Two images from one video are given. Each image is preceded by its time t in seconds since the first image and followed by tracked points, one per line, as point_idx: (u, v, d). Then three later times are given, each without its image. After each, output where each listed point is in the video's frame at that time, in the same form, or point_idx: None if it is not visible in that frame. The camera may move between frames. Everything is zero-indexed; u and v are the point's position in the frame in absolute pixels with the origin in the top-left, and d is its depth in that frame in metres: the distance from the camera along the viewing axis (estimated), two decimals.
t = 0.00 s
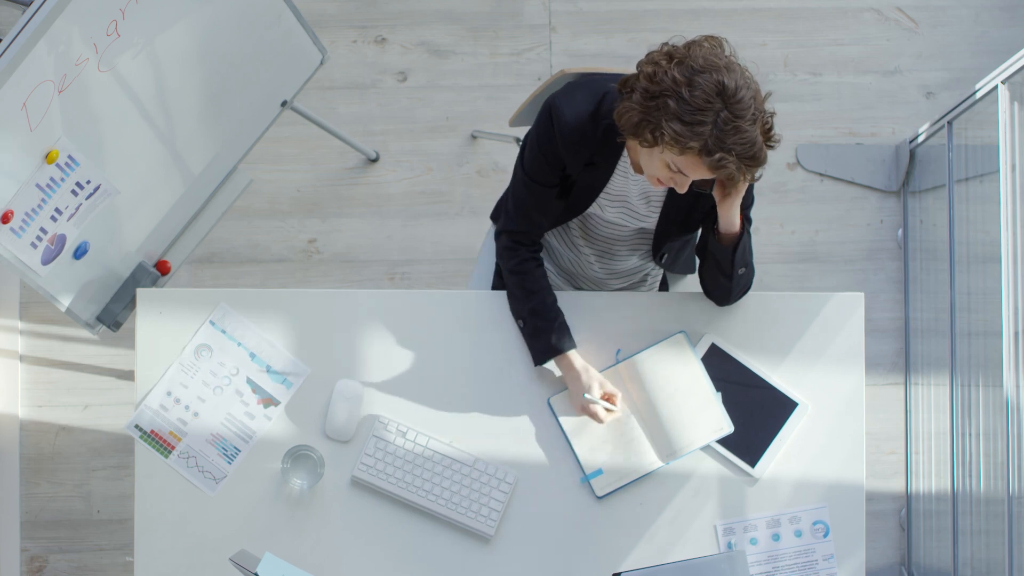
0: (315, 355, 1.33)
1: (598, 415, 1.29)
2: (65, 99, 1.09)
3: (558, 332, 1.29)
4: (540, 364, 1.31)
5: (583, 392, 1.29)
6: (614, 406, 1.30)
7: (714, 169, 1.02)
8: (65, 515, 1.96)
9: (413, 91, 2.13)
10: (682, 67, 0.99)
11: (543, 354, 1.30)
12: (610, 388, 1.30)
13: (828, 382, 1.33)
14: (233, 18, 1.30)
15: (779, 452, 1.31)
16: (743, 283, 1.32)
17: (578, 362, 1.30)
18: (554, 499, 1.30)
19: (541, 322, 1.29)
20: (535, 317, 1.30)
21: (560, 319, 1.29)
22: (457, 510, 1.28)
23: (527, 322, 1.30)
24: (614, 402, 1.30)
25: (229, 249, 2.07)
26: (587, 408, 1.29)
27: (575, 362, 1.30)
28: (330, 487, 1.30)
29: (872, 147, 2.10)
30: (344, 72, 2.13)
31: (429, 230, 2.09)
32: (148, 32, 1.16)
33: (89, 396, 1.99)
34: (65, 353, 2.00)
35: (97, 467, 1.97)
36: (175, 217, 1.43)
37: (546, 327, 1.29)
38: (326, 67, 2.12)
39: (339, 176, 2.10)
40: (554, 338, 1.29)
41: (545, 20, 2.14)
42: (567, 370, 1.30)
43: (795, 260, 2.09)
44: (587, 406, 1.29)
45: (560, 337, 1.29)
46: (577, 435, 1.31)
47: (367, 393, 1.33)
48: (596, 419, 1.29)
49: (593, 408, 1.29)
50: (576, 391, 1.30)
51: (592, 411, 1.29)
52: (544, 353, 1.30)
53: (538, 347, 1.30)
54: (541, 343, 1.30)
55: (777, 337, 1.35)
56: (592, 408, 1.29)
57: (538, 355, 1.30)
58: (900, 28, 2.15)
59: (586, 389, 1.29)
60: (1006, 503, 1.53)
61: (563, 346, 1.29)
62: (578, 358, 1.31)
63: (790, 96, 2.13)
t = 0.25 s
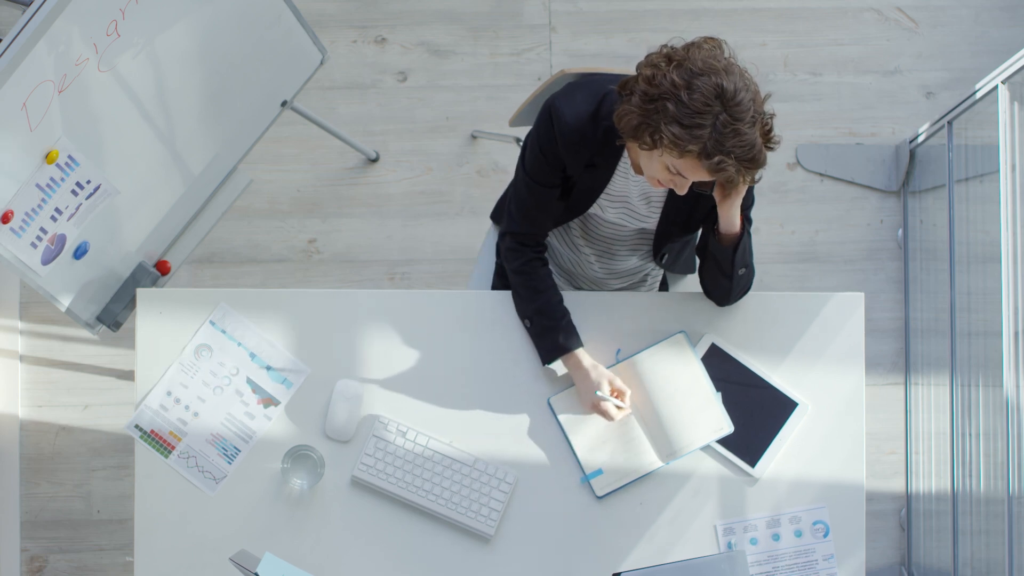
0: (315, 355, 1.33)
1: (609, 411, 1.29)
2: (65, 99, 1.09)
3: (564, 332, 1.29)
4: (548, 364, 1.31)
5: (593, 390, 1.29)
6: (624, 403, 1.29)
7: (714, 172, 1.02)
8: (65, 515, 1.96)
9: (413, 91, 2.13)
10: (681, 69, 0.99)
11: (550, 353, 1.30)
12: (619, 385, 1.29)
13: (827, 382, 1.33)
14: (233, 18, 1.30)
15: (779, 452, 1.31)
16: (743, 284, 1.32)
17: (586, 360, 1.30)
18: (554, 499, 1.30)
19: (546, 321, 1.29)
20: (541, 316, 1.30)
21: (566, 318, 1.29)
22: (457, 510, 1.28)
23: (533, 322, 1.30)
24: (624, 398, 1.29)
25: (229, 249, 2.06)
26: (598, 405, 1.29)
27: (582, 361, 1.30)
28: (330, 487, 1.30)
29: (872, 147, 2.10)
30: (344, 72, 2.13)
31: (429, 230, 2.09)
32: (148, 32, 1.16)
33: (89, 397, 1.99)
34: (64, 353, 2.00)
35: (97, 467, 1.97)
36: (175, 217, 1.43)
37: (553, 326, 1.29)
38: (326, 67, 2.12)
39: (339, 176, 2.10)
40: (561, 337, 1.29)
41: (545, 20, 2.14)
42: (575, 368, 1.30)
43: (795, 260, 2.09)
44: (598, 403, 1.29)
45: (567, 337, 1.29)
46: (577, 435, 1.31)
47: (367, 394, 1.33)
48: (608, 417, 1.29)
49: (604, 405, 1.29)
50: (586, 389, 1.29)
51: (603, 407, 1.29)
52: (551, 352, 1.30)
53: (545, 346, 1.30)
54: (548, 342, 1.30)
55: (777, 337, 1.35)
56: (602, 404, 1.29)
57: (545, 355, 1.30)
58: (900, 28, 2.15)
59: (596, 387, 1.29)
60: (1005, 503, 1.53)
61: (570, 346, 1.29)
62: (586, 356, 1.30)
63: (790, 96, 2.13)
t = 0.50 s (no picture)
0: (316, 355, 1.33)
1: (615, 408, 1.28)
2: (65, 99, 1.09)
3: (567, 332, 1.29)
4: (551, 363, 1.31)
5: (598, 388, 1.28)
6: (629, 398, 1.28)
7: (715, 172, 1.02)
8: (65, 515, 1.96)
9: (413, 91, 2.13)
10: (681, 70, 0.99)
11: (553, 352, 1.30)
12: (624, 381, 1.29)
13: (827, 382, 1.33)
14: (233, 18, 1.30)
15: (779, 452, 1.31)
16: (744, 284, 1.32)
17: (588, 359, 1.30)
18: (554, 499, 1.30)
19: (548, 322, 1.29)
20: (544, 316, 1.30)
21: (569, 318, 1.29)
22: (457, 510, 1.28)
23: (535, 322, 1.31)
24: (630, 395, 1.29)
25: (229, 249, 2.06)
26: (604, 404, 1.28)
27: (586, 359, 1.30)
28: (330, 487, 1.30)
29: (872, 147, 2.10)
30: (344, 72, 2.13)
31: (429, 230, 2.09)
32: (148, 32, 1.16)
33: (89, 397, 1.99)
34: (65, 353, 2.00)
35: (97, 467, 1.97)
36: (175, 217, 1.43)
37: (556, 326, 1.29)
38: (326, 67, 2.12)
39: (339, 176, 2.10)
40: (564, 337, 1.29)
41: (545, 20, 2.14)
42: (579, 367, 1.30)
43: (795, 260, 2.09)
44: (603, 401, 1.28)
45: (570, 336, 1.29)
46: (577, 435, 1.31)
47: (367, 394, 1.33)
48: (613, 414, 1.28)
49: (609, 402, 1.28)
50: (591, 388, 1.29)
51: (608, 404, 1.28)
52: (554, 352, 1.30)
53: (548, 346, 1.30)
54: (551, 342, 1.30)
55: (777, 337, 1.35)
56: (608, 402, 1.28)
57: (549, 355, 1.30)
58: (900, 28, 2.15)
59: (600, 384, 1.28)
60: (1006, 503, 1.53)
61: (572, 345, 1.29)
62: (588, 355, 1.30)
63: (790, 96, 2.13)
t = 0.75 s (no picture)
0: (316, 355, 1.33)
1: (611, 411, 1.28)
2: (65, 99, 1.09)
3: (566, 332, 1.29)
4: (549, 363, 1.31)
5: (594, 391, 1.29)
6: (624, 402, 1.29)
7: (716, 171, 1.02)
8: (65, 515, 1.96)
9: (413, 91, 2.13)
10: (683, 68, 0.99)
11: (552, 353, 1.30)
12: (620, 384, 1.29)
13: (827, 382, 1.33)
14: (233, 18, 1.30)
15: (779, 452, 1.31)
16: (744, 284, 1.32)
17: (586, 361, 1.30)
18: (554, 499, 1.30)
19: (547, 322, 1.29)
20: (543, 316, 1.30)
21: (568, 318, 1.29)
22: (457, 510, 1.28)
23: (534, 322, 1.30)
24: (625, 398, 1.29)
25: (229, 249, 2.06)
26: (600, 406, 1.29)
27: (582, 361, 1.30)
28: (330, 487, 1.30)
29: (872, 147, 2.10)
30: (344, 72, 2.13)
31: (429, 230, 2.09)
32: (148, 32, 1.16)
33: (89, 397, 1.99)
34: (65, 353, 2.00)
35: (97, 467, 1.97)
36: (175, 217, 1.43)
37: (555, 326, 1.29)
38: (326, 67, 2.12)
39: (339, 176, 2.10)
40: (563, 337, 1.29)
41: (545, 20, 2.14)
42: (576, 369, 1.30)
43: (795, 260, 2.09)
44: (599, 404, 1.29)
45: (568, 337, 1.29)
46: (577, 435, 1.31)
47: (368, 394, 1.33)
48: (608, 417, 1.29)
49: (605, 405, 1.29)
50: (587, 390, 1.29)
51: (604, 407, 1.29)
52: (552, 352, 1.30)
53: (547, 346, 1.30)
54: (550, 342, 1.30)
55: (777, 337, 1.35)
56: (603, 405, 1.28)
57: (547, 355, 1.30)
58: (900, 28, 2.15)
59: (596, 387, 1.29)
60: (1005, 503, 1.53)
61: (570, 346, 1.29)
62: (586, 357, 1.30)
63: (790, 96, 2.13)
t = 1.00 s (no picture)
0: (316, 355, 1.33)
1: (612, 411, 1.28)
2: (65, 99, 1.09)
3: (566, 332, 1.29)
4: (549, 364, 1.31)
5: (594, 391, 1.29)
6: (624, 402, 1.29)
7: (716, 169, 1.02)
8: (65, 515, 1.96)
9: (413, 91, 2.13)
10: (683, 67, 0.99)
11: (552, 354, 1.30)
12: (620, 384, 1.29)
13: (827, 381, 1.33)
14: (233, 18, 1.30)
15: (779, 452, 1.31)
16: (744, 283, 1.32)
17: (586, 361, 1.30)
18: (554, 499, 1.30)
19: (547, 321, 1.29)
20: (543, 317, 1.30)
21: (568, 319, 1.29)
22: (457, 510, 1.28)
23: (534, 322, 1.30)
24: (625, 398, 1.29)
25: (229, 249, 2.06)
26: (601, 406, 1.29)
27: (583, 361, 1.30)
28: (330, 487, 1.30)
29: (872, 147, 2.10)
30: (344, 72, 2.13)
31: (429, 230, 2.09)
32: (148, 32, 1.16)
33: (89, 397, 1.99)
34: (64, 353, 2.00)
35: (97, 467, 1.97)
36: (175, 217, 1.43)
37: (555, 326, 1.29)
38: (326, 67, 2.12)
39: (339, 176, 2.10)
40: (563, 337, 1.29)
41: (545, 20, 2.14)
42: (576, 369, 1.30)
43: (795, 260, 2.09)
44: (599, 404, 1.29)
45: (568, 337, 1.29)
46: (577, 435, 1.31)
47: (367, 394, 1.33)
48: (608, 417, 1.29)
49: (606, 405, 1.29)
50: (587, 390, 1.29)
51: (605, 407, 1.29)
52: (552, 352, 1.30)
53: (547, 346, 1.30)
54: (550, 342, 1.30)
55: (777, 337, 1.35)
56: (604, 405, 1.28)
57: (547, 355, 1.30)
58: (900, 28, 2.15)
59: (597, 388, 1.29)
60: (1006, 503, 1.53)
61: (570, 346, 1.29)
62: (586, 357, 1.30)
63: (790, 96, 2.13)
